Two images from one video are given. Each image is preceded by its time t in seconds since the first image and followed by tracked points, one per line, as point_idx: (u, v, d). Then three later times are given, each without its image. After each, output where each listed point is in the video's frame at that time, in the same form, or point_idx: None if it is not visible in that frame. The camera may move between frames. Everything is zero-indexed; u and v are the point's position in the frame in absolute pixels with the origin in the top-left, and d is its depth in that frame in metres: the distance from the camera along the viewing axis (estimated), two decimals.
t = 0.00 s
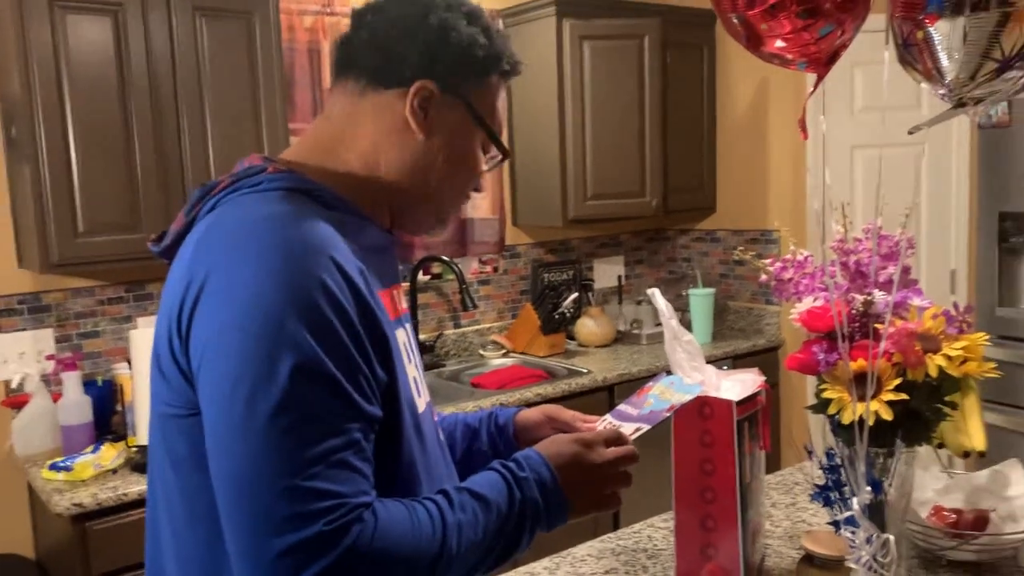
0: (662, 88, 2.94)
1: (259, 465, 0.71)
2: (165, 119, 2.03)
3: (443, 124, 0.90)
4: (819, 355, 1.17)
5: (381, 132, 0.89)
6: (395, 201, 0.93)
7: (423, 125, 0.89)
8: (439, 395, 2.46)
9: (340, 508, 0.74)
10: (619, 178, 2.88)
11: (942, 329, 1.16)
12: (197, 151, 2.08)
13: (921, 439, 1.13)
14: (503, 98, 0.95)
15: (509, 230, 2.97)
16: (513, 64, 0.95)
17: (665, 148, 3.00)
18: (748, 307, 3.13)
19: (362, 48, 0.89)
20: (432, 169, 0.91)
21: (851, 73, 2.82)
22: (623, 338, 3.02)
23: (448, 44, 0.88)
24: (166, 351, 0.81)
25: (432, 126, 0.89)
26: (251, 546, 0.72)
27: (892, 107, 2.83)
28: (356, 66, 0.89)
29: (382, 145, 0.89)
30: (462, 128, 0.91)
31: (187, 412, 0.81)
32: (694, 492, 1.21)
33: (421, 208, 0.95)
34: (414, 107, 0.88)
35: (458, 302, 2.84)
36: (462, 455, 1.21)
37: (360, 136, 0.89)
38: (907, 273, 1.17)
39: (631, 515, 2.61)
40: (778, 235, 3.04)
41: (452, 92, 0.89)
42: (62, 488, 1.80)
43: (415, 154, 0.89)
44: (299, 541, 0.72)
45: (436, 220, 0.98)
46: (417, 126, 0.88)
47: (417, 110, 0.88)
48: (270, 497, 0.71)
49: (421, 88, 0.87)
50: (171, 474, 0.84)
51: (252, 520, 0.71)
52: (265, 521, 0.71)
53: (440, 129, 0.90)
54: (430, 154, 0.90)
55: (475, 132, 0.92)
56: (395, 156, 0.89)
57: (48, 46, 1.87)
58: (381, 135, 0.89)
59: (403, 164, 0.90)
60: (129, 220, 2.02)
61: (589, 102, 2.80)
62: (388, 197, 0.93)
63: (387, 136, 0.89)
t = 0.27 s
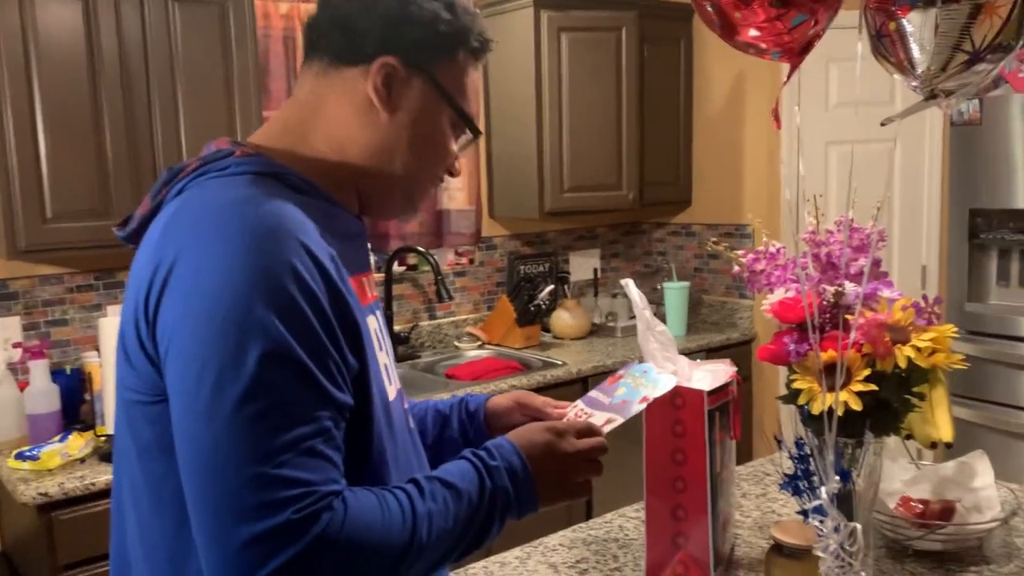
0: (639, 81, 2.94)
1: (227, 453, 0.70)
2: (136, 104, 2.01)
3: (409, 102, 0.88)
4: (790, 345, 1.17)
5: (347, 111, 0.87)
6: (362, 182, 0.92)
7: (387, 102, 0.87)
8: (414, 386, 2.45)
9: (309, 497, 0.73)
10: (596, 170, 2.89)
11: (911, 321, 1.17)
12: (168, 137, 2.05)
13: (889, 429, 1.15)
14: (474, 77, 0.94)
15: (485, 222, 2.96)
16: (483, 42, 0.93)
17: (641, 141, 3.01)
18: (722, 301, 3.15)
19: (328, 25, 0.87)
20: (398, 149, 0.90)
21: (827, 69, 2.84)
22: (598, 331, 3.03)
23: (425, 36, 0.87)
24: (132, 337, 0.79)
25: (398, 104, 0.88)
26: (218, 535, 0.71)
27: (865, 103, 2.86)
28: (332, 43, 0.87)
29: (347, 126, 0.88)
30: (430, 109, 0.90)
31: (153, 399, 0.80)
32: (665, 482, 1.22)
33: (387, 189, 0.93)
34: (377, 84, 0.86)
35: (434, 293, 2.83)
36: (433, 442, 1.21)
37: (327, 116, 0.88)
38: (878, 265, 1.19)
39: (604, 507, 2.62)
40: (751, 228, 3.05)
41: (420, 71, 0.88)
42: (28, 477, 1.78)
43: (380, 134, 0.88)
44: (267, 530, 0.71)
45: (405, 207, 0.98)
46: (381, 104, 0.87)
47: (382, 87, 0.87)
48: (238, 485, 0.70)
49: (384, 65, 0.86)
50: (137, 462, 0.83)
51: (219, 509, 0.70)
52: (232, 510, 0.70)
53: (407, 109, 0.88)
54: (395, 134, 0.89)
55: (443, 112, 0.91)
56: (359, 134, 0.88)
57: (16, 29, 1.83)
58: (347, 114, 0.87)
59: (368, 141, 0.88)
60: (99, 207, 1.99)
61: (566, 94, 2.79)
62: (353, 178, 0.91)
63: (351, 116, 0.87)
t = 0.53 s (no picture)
0: (620, 74, 2.93)
1: (187, 446, 0.68)
2: (108, 89, 1.97)
3: (370, 81, 0.86)
4: (764, 339, 1.17)
5: (310, 94, 0.86)
6: (327, 166, 0.90)
7: (349, 82, 0.85)
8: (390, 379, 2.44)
9: (271, 491, 0.71)
10: (576, 162, 2.87)
11: (885, 316, 1.17)
12: (141, 122, 2.01)
13: (861, 424, 1.16)
14: (444, 58, 0.92)
15: (464, 213, 2.95)
16: (449, 19, 0.91)
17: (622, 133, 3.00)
18: (700, 294, 3.15)
19: (292, 8, 0.85)
20: (361, 128, 0.87)
21: (807, 63, 2.85)
22: (577, 323, 3.03)
23: (394, 19, 0.85)
24: (90, 326, 0.77)
25: (360, 83, 0.86)
26: (177, 529, 0.69)
27: (845, 98, 2.86)
28: (288, 28, 0.86)
29: (311, 110, 0.86)
30: (396, 88, 0.87)
31: (111, 390, 0.78)
32: (638, 476, 1.21)
33: (355, 177, 0.92)
34: (338, 63, 0.84)
35: (412, 284, 2.81)
36: (403, 435, 1.20)
37: (292, 101, 0.87)
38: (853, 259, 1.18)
39: (580, 500, 2.62)
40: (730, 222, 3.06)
41: (381, 47, 0.86)
42: None
43: (344, 117, 0.86)
44: (228, 524, 0.70)
45: (374, 199, 0.96)
46: (342, 83, 0.85)
47: (342, 67, 0.85)
48: (199, 478, 0.68)
49: (344, 43, 0.84)
50: (96, 456, 0.81)
51: (178, 503, 0.69)
52: (192, 504, 0.69)
53: (370, 88, 0.86)
54: (357, 115, 0.87)
55: (409, 91, 0.89)
56: (322, 117, 0.86)
57: None
58: (311, 97, 0.86)
59: (331, 124, 0.86)
60: (70, 192, 1.96)
61: (547, 85, 2.78)
62: (318, 162, 0.90)
63: (315, 98, 0.86)
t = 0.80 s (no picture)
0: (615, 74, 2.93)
1: (174, 453, 0.68)
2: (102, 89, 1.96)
3: (365, 92, 0.86)
4: (759, 343, 1.17)
5: (303, 103, 0.86)
6: (319, 173, 0.90)
7: (343, 92, 0.85)
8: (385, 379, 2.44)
9: (258, 498, 0.71)
10: (570, 162, 2.88)
11: (880, 321, 1.17)
12: (135, 122, 2.01)
13: (856, 429, 1.15)
14: (436, 66, 0.92)
15: (458, 213, 2.94)
16: (442, 28, 0.91)
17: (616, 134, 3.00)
18: (694, 295, 3.16)
19: (283, 14, 0.84)
20: (355, 139, 0.87)
21: (801, 65, 2.85)
22: (570, 323, 3.03)
23: (388, 28, 0.85)
24: (77, 332, 0.77)
25: (354, 93, 0.86)
26: (164, 536, 0.69)
27: (838, 101, 2.87)
28: (281, 35, 0.84)
29: (303, 119, 0.86)
30: (390, 98, 0.87)
31: (99, 397, 0.78)
32: (633, 479, 1.22)
33: (347, 185, 0.92)
34: (333, 74, 0.84)
35: (406, 284, 2.81)
36: (394, 441, 1.20)
37: (284, 109, 0.87)
38: (848, 264, 1.19)
39: (574, 500, 2.62)
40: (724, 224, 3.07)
41: (375, 58, 0.86)
42: None
43: (337, 128, 0.86)
44: (216, 531, 0.69)
45: (367, 206, 0.96)
46: (336, 93, 0.85)
47: (337, 78, 0.85)
48: (186, 486, 0.68)
49: (338, 53, 0.84)
50: (84, 463, 0.81)
51: (164, 510, 0.69)
52: (179, 511, 0.68)
53: (365, 99, 0.86)
54: (351, 125, 0.86)
55: (402, 100, 0.88)
56: (314, 126, 0.86)
57: None
58: (304, 107, 0.86)
59: (324, 133, 0.86)
60: (63, 193, 1.95)
61: (541, 86, 2.78)
62: (311, 170, 0.90)
63: (308, 108, 0.86)
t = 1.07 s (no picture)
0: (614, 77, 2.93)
1: (157, 463, 0.68)
2: (102, 97, 1.97)
3: (353, 106, 0.86)
4: (757, 348, 1.17)
5: (290, 116, 0.86)
6: (305, 185, 0.90)
7: (330, 106, 0.85)
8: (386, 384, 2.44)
9: (243, 506, 0.71)
10: (570, 166, 2.88)
11: (878, 325, 1.18)
12: (135, 129, 2.01)
13: (856, 433, 1.15)
14: (423, 79, 0.93)
15: (459, 217, 2.95)
16: (429, 41, 0.92)
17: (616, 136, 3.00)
18: (696, 297, 3.16)
19: (271, 29, 0.85)
20: (342, 151, 0.88)
21: (800, 66, 2.85)
22: (572, 326, 3.03)
23: (375, 40, 0.86)
24: (62, 344, 0.77)
25: (342, 107, 0.86)
26: (148, 546, 0.69)
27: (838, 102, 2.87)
28: (267, 50, 0.86)
29: (290, 131, 0.86)
30: (377, 111, 0.88)
31: (83, 409, 0.78)
32: (632, 485, 1.22)
33: (334, 198, 0.92)
34: (320, 87, 0.85)
35: (407, 288, 2.81)
36: (388, 447, 1.20)
37: (271, 121, 0.87)
38: (846, 268, 1.19)
39: (577, 503, 2.62)
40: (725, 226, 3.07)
41: (362, 72, 0.86)
42: None
43: (324, 140, 0.86)
44: (199, 540, 0.69)
45: (356, 216, 0.96)
46: (323, 107, 0.85)
47: (324, 91, 0.85)
48: (169, 495, 0.68)
49: (325, 67, 0.85)
50: (69, 475, 0.81)
51: (148, 520, 0.69)
52: (162, 520, 0.69)
53: (352, 112, 0.86)
54: (338, 138, 0.87)
55: (388, 114, 0.89)
56: (301, 138, 0.86)
57: None
58: (291, 119, 0.86)
59: (311, 146, 0.87)
60: (63, 200, 1.95)
61: (540, 90, 2.78)
62: (298, 182, 0.90)
63: (296, 120, 0.86)
